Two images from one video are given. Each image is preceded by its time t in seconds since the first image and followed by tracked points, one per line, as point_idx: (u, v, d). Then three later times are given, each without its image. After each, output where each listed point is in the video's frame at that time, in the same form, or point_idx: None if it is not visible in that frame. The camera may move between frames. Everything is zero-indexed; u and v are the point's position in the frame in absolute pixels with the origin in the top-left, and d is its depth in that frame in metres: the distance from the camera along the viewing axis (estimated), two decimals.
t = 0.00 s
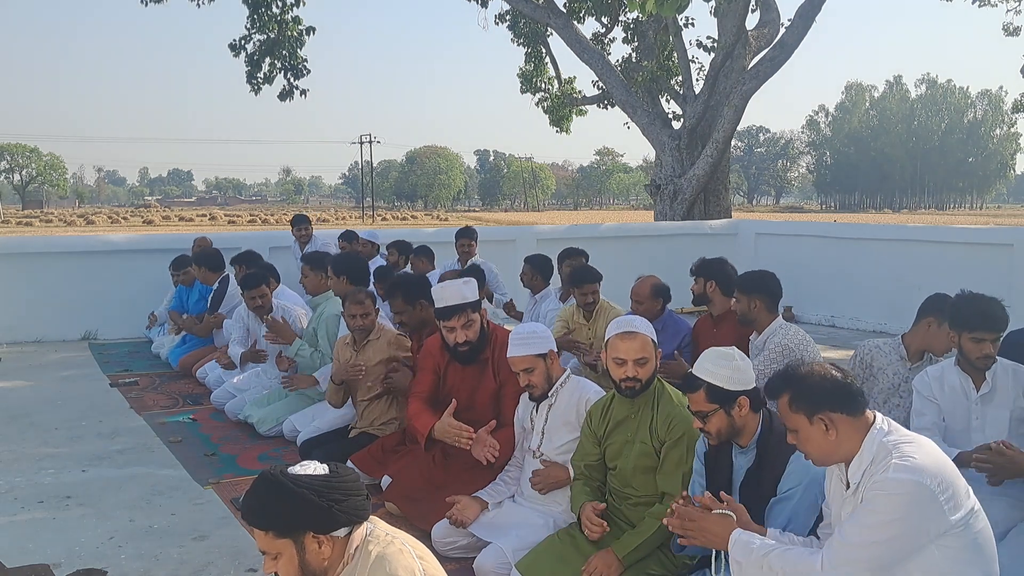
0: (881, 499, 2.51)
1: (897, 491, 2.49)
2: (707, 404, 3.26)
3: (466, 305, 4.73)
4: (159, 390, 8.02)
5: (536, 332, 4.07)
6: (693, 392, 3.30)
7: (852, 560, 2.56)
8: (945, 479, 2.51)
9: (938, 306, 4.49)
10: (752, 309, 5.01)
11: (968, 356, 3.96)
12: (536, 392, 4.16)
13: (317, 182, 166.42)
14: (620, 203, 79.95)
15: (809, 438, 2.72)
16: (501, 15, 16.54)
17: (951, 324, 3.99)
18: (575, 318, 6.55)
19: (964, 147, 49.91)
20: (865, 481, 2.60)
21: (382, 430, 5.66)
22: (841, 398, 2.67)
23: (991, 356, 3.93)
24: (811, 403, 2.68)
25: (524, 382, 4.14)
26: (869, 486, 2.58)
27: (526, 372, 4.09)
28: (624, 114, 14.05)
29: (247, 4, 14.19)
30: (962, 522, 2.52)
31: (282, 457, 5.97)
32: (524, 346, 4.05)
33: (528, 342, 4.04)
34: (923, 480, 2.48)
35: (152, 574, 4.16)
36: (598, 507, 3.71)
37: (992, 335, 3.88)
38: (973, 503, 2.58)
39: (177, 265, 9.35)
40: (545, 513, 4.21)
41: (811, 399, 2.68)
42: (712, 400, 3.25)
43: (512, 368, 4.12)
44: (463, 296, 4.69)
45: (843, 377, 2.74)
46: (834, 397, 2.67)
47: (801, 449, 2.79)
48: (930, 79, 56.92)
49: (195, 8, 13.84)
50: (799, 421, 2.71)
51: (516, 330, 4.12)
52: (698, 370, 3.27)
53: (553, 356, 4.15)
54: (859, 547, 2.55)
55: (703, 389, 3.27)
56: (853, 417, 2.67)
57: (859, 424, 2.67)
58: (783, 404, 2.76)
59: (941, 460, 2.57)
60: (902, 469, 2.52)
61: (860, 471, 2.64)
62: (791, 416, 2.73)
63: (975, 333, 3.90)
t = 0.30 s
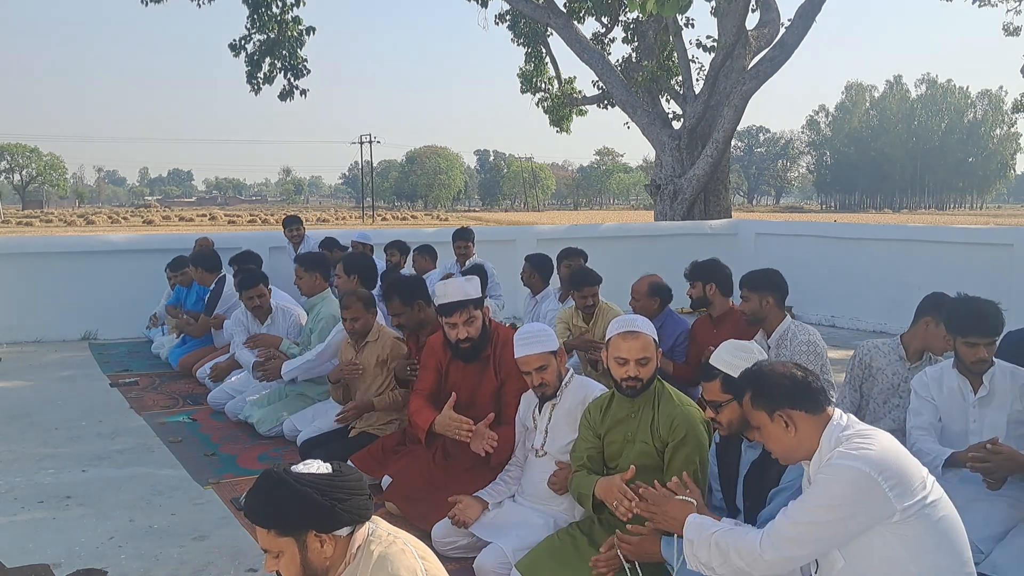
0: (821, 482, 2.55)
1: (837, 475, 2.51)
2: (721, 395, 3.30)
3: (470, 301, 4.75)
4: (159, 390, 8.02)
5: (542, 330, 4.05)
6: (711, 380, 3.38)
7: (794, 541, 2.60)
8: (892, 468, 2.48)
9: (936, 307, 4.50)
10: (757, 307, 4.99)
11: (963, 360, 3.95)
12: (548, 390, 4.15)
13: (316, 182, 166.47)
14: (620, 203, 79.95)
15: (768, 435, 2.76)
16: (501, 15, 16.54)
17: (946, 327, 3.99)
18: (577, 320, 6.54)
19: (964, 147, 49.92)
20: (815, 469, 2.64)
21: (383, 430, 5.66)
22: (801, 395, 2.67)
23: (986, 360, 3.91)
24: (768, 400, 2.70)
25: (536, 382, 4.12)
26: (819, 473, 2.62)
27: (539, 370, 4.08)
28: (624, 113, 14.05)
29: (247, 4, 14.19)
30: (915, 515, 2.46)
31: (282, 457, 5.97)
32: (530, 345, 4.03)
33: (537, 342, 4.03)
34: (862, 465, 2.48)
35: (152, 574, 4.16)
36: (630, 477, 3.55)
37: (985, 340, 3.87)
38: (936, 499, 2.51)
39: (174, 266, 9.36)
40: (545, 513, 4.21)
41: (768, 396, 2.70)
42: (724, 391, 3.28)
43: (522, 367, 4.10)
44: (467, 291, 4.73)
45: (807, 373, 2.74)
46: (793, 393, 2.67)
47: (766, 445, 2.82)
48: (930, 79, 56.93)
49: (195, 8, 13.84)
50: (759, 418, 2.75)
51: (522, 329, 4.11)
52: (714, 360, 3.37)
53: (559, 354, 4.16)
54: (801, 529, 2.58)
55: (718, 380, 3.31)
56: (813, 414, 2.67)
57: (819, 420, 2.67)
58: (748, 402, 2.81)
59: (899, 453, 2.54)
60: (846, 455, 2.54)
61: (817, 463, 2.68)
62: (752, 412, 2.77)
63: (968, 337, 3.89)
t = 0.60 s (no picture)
0: (802, 475, 2.57)
1: (817, 467, 2.53)
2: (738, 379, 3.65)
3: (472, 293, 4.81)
4: (159, 390, 8.03)
5: (546, 330, 4.05)
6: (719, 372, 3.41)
7: (776, 532, 2.63)
8: (872, 461, 2.49)
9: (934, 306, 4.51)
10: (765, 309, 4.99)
11: (959, 365, 3.94)
12: (556, 390, 4.13)
13: (316, 183, 166.48)
14: (620, 203, 79.95)
15: (756, 429, 2.77)
16: (501, 15, 16.55)
17: (941, 331, 3.98)
18: (579, 320, 6.52)
19: (964, 147, 49.94)
20: (799, 461, 2.66)
21: (382, 430, 5.66)
22: (790, 391, 2.68)
23: (982, 366, 3.90)
24: (756, 394, 2.71)
25: (544, 381, 4.09)
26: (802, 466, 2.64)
27: (548, 369, 4.07)
28: (624, 113, 14.05)
29: (247, 4, 14.19)
30: (896, 509, 2.46)
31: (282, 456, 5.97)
32: (536, 345, 4.03)
33: (543, 342, 4.02)
34: (840, 458, 2.50)
35: (152, 573, 4.16)
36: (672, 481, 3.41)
37: (980, 346, 3.84)
38: (919, 492, 2.50)
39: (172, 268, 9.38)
40: (545, 513, 4.22)
41: (756, 391, 2.71)
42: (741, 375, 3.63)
43: (530, 366, 4.08)
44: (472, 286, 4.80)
45: (797, 370, 2.74)
46: (783, 388, 2.68)
47: (755, 437, 2.83)
48: (931, 79, 56.94)
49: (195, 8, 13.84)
50: (748, 412, 2.76)
51: (528, 328, 4.10)
52: (732, 353, 3.85)
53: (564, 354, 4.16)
54: (783, 521, 2.61)
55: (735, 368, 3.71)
56: (802, 410, 2.68)
57: (807, 415, 2.68)
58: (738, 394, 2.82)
59: (881, 446, 2.54)
60: (825, 448, 2.56)
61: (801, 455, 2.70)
62: (742, 405, 2.78)
63: (963, 344, 3.87)
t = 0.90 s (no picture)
0: (801, 469, 2.57)
1: (817, 462, 2.52)
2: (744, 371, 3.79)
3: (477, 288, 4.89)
4: (159, 390, 8.02)
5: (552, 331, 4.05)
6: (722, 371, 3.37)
7: (774, 527, 2.62)
8: (871, 458, 2.48)
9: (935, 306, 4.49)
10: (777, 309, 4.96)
11: (958, 374, 3.93)
12: (556, 392, 4.12)
13: (316, 183, 166.55)
14: (620, 203, 79.93)
15: (761, 423, 2.76)
16: (501, 15, 16.55)
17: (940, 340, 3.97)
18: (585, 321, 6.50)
19: (964, 147, 49.95)
20: (799, 456, 2.65)
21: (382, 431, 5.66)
22: (796, 385, 2.68)
23: (979, 377, 3.88)
24: (763, 387, 2.71)
25: (545, 383, 4.08)
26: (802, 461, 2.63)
27: (549, 371, 4.05)
28: (624, 113, 14.04)
29: (247, 4, 14.19)
30: (895, 506, 2.46)
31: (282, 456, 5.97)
32: (538, 347, 4.02)
33: (547, 343, 4.02)
34: (840, 454, 2.49)
35: (152, 573, 4.16)
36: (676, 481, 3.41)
37: (978, 356, 3.83)
38: (918, 491, 2.50)
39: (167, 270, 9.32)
40: (546, 513, 4.22)
41: (763, 384, 2.71)
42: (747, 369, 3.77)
43: (531, 368, 4.06)
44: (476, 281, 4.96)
45: (803, 367, 2.75)
46: (789, 382, 2.69)
47: (757, 433, 2.82)
48: (930, 79, 56.97)
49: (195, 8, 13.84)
50: (753, 405, 2.75)
51: (528, 329, 4.09)
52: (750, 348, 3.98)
53: (565, 355, 4.15)
54: (781, 516, 2.60)
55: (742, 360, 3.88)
56: (806, 405, 2.68)
57: (811, 412, 2.68)
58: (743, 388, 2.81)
59: (881, 444, 2.54)
60: (826, 444, 2.55)
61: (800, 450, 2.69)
62: (747, 399, 2.77)
63: (961, 354, 3.86)
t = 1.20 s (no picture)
0: (800, 467, 2.55)
1: (814, 461, 2.50)
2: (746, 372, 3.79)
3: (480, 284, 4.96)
4: (159, 390, 8.00)
5: (551, 338, 4.04)
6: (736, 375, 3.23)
7: (772, 525, 2.60)
8: (869, 457, 2.46)
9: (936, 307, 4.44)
10: (779, 311, 4.91)
11: (962, 381, 3.91)
12: (535, 398, 4.14)
13: (315, 183, 166.48)
14: (620, 203, 79.91)
15: (761, 423, 2.73)
16: (501, 14, 16.53)
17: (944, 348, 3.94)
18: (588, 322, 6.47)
19: (964, 147, 49.93)
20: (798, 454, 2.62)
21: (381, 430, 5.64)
22: (797, 383, 2.66)
23: (985, 382, 3.87)
24: (763, 385, 2.69)
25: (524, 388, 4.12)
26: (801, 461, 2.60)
27: (528, 377, 4.09)
28: (624, 113, 14.03)
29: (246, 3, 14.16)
30: (893, 505, 2.44)
31: (282, 456, 5.95)
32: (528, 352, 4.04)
33: (541, 350, 4.02)
34: (838, 453, 2.47)
35: (152, 573, 4.13)
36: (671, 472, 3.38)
37: (982, 364, 3.81)
38: (917, 490, 2.48)
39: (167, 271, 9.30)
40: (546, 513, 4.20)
41: (762, 382, 2.70)
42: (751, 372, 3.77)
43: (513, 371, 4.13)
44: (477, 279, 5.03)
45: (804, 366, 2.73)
46: (790, 381, 2.67)
47: (758, 432, 2.80)
48: (930, 79, 56.96)
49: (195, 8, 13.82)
50: (754, 404, 2.73)
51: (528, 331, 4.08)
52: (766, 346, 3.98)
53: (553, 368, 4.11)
54: (779, 513, 2.58)
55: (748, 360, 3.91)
56: (807, 403, 2.65)
57: (812, 410, 2.66)
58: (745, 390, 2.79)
59: (879, 442, 2.51)
60: (823, 442, 2.53)
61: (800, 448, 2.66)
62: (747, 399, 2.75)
63: (967, 361, 3.83)
